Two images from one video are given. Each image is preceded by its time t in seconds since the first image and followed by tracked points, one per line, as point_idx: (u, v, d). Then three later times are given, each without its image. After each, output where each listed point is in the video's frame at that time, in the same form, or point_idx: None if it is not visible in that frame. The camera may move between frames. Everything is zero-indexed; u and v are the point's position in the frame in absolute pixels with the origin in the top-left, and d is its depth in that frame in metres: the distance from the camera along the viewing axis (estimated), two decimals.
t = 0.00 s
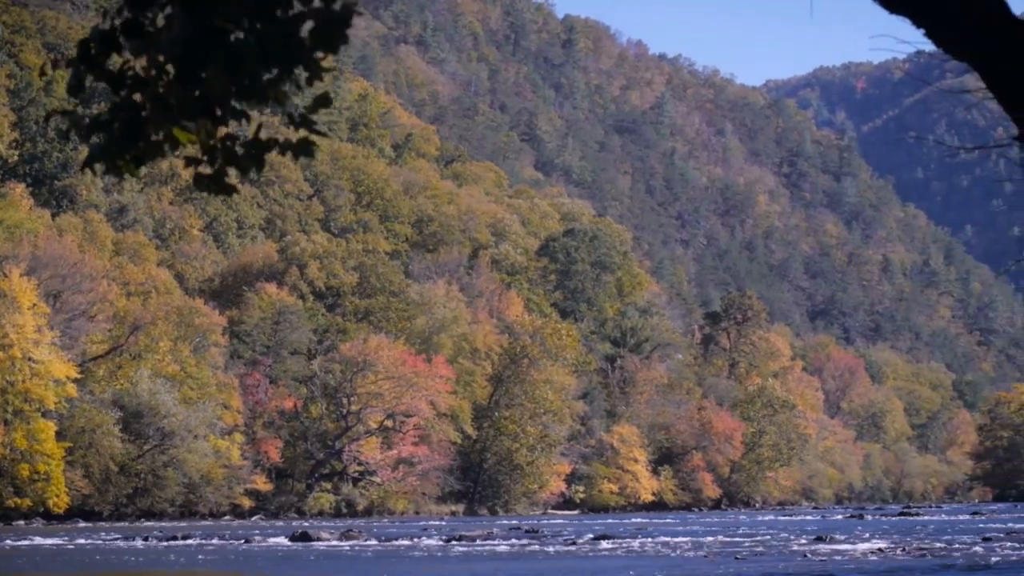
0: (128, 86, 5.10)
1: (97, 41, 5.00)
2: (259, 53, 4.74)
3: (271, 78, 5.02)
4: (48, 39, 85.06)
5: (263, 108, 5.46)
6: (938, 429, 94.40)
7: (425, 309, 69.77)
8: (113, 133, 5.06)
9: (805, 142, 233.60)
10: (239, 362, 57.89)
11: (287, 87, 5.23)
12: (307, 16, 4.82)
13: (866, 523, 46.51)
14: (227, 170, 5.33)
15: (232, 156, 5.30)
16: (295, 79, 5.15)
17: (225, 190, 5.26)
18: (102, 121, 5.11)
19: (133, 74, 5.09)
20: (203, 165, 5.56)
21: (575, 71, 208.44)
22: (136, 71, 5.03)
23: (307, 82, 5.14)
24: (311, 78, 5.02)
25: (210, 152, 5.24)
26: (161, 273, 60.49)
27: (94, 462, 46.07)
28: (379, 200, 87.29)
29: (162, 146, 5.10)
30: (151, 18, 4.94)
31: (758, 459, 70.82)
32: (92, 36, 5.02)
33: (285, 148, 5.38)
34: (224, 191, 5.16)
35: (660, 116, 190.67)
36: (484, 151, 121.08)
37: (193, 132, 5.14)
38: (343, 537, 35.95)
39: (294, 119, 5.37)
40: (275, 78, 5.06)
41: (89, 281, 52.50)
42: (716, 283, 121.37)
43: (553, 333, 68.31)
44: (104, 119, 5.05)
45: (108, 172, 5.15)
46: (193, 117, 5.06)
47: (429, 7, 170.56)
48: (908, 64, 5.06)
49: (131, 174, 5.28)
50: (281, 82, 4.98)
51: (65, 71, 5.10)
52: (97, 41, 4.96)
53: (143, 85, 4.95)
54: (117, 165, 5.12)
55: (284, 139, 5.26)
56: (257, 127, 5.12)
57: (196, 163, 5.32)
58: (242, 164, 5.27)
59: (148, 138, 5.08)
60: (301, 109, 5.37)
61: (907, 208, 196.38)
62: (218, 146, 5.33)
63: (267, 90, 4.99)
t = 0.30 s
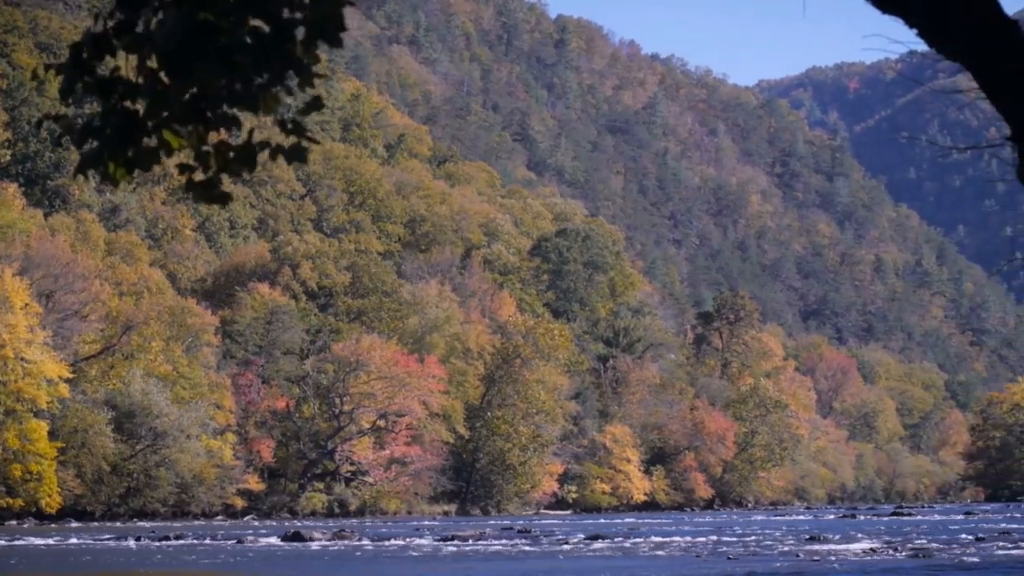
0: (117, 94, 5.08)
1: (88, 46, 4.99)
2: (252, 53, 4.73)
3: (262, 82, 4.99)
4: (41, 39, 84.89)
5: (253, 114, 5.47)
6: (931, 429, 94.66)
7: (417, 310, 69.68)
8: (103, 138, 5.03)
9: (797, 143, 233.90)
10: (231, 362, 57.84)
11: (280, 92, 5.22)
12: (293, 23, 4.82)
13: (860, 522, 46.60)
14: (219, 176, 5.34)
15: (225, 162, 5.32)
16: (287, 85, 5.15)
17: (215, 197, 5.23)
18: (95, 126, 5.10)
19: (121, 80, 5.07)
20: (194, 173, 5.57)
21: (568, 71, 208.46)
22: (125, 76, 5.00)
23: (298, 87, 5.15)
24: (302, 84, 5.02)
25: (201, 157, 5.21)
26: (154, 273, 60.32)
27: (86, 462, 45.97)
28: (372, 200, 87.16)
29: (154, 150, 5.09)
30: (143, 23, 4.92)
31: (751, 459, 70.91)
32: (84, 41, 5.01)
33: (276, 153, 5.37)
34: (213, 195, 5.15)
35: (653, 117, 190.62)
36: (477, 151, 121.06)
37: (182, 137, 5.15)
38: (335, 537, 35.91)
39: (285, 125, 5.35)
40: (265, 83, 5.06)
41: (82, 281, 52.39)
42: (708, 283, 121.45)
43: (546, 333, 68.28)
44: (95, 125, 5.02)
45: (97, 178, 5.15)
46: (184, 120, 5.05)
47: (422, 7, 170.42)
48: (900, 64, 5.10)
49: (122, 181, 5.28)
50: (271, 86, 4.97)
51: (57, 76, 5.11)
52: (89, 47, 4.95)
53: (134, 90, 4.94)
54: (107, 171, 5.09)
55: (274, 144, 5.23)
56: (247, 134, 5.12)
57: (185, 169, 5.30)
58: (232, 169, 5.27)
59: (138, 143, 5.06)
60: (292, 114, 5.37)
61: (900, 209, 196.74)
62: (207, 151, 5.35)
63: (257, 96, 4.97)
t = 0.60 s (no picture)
0: (107, 96, 5.07)
1: (77, 49, 4.98)
2: (243, 55, 4.73)
3: (253, 87, 5.00)
4: (31, 38, 84.63)
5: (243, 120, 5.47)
6: (922, 429, 95.04)
7: (408, 309, 69.63)
8: (94, 141, 5.01)
9: (789, 143, 234.10)
10: (223, 362, 57.76)
11: (270, 97, 5.24)
12: (284, 27, 4.81)
13: (851, 522, 46.80)
14: (208, 181, 5.33)
15: (214, 165, 5.32)
16: (278, 90, 5.15)
17: (205, 203, 5.23)
18: (85, 126, 5.09)
19: (110, 84, 5.07)
20: (184, 179, 5.58)
21: (559, 71, 208.47)
22: (116, 79, 4.99)
23: (288, 91, 5.15)
24: (291, 89, 5.03)
25: (192, 163, 5.21)
26: (145, 272, 60.15)
27: (78, 462, 45.87)
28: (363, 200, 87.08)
29: (146, 152, 5.06)
30: (134, 25, 4.92)
31: (742, 460, 71.12)
32: (73, 45, 5.02)
33: (265, 159, 5.38)
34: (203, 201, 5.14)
35: (645, 117, 190.59)
36: (468, 151, 121.00)
37: (172, 141, 5.14)
38: (327, 537, 35.89)
39: (275, 130, 5.36)
40: (255, 88, 5.05)
41: (73, 281, 52.25)
42: (700, 283, 121.63)
43: (537, 333, 68.01)
44: (87, 127, 5.02)
45: (88, 180, 5.14)
46: (174, 122, 5.07)
47: (413, 7, 170.05)
48: (891, 65, 5.13)
49: (111, 184, 5.27)
50: (261, 90, 4.98)
51: (47, 76, 5.10)
52: (81, 48, 4.95)
53: (126, 93, 4.94)
54: (97, 175, 5.07)
55: (263, 150, 5.24)
56: (237, 136, 5.11)
57: (175, 176, 5.29)
58: (222, 176, 5.28)
59: (129, 145, 5.04)
60: (282, 120, 5.39)
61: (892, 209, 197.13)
62: (198, 156, 5.34)
63: (247, 98, 4.96)
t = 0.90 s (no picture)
0: (101, 93, 5.04)
1: (69, 47, 4.96)
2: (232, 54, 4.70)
3: (246, 84, 4.97)
4: (24, 38, 84.42)
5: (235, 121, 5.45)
6: (915, 429, 95.34)
7: (402, 309, 69.59)
8: (86, 140, 4.98)
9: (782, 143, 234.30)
10: (216, 362, 57.67)
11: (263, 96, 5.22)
12: (279, 20, 4.80)
13: (844, 522, 46.96)
14: (202, 181, 5.33)
15: (209, 164, 5.30)
16: (272, 89, 5.14)
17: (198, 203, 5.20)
18: (78, 125, 5.07)
19: (102, 81, 5.06)
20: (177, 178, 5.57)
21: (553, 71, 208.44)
22: (110, 78, 4.98)
23: (282, 90, 5.14)
24: (285, 85, 5.01)
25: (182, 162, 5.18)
26: (138, 272, 60.05)
27: (71, 462, 45.85)
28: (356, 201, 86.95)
29: (138, 153, 5.03)
30: (127, 22, 4.90)
31: (735, 459, 71.29)
32: (65, 42, 4.98)
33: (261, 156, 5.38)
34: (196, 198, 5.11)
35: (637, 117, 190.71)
36: (461, 151, 120.98)
37: (166, 139, 5.11)
38: (321, 537, 35.89)
39: (269, 129, 5.36)
40: (248, 85, 5.02)
41: (67, 280, 52.11)
42: (693, 283, 121.85)
43: (530, 333, 67.68)
44: (79, 127, 4.99)
45: (81, 179, 5.11)
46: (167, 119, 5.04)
47: (405, 7, 169.91)
48: (884, 66, 5.14)
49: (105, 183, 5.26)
50: (255, 88, 4.96)
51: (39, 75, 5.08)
52: (72, 46, 4.92)
53: (117, 90, 4.90)
54: (91, 175, 5.05)
55: (260, 147, 5.22)
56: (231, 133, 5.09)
57: (169, 175, 5.26)
58: (216, 172, 5.24)
59: (121, 144, 5.02)
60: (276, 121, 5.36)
61: (884, 209, 197.55)
62: (191, 157, 5.32)
63: (239, 98, 4.94)
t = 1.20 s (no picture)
0: (87, 85, 5.05)
1: (58, 43, 4.98)
2: (219, 48, 4.73)
3: (233, 78, 5.00)
4: (16, 38, 84.10)
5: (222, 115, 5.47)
6: (907, 429, 95.56)
7: (393, 309, 69.52)
8: (72, 133, 4.98)
9: (774, 143, 234.43)
10: (208, 362, 57.55)
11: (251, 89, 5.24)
12: (268, 15, 4.81)
13: (836, 522, 47.05)
14: (188, 174, 5.35)
15: (194, 157, 5.31)
16: (259, 81, 5.15)
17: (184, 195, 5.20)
18: (65, 119, 5.08)
19: (90, 74, 5.08)
20: (164, 170, 5.59)
21: (545, 70, 208.23)
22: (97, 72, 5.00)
23: (268, 84, 5.16)
24: (273, 81, 5.03)
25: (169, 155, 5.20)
26: (130, 273, 59.90)
27: (63, 462, 45.74)
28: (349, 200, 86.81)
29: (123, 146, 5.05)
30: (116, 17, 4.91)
31: (727, 459, 71.41)
32: (53, 37, 5.00)
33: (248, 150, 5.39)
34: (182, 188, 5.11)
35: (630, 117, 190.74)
36: (453, 150, 120.83)
37: (153, 132, 5.12)
38: (313, 537, 35.82)
39: (255, 122, 5.38)
40: (235, 80, 5.03)
41: (59, 281, 51.93)
42: (685, 284, 121.88)
43: (522, 333, 66.80)
44: (65, 120, 4.99)
45: (68, 171, 5.11)
46: (153, 113, 5.05)
47: (397, 6, 169.53)
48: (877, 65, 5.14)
49: (91, 176, 5.28)
50: (242, 82, 4.97)
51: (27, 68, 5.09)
52: (61, 39, 4.93)
53: (104, 85, 4.92)
54: (78, 167, 5.05)
55: (245, 141, 5.23)
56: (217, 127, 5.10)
57: (156, 167, 5.27)
58: (203, 164, 5.25)
59: (107, 137, 5.03)
60: (263, 114, 5.37)
61: (877, 209, 197.80)
62: (178, 149, 5.33)
63: (225, 91, 4.94)
